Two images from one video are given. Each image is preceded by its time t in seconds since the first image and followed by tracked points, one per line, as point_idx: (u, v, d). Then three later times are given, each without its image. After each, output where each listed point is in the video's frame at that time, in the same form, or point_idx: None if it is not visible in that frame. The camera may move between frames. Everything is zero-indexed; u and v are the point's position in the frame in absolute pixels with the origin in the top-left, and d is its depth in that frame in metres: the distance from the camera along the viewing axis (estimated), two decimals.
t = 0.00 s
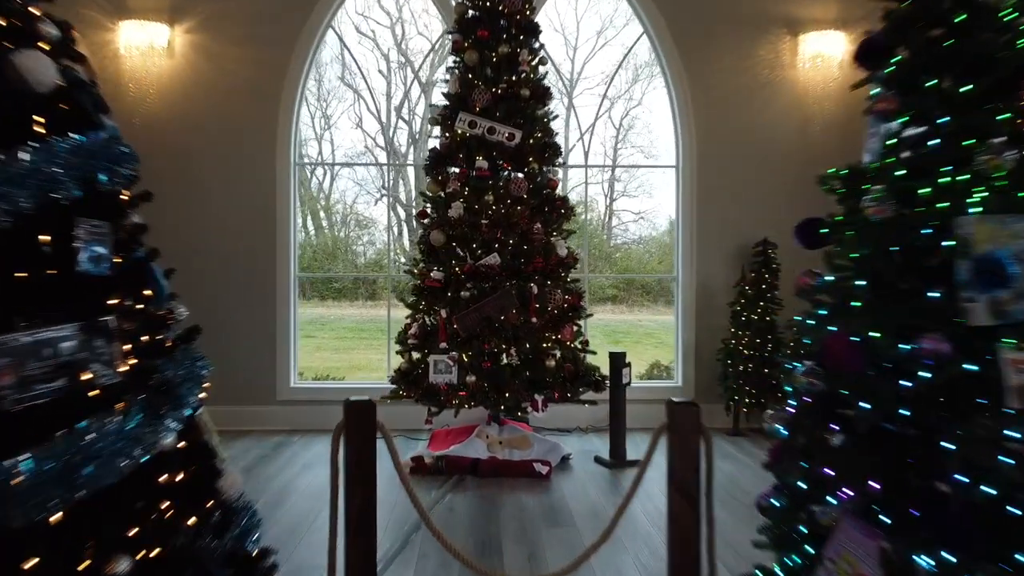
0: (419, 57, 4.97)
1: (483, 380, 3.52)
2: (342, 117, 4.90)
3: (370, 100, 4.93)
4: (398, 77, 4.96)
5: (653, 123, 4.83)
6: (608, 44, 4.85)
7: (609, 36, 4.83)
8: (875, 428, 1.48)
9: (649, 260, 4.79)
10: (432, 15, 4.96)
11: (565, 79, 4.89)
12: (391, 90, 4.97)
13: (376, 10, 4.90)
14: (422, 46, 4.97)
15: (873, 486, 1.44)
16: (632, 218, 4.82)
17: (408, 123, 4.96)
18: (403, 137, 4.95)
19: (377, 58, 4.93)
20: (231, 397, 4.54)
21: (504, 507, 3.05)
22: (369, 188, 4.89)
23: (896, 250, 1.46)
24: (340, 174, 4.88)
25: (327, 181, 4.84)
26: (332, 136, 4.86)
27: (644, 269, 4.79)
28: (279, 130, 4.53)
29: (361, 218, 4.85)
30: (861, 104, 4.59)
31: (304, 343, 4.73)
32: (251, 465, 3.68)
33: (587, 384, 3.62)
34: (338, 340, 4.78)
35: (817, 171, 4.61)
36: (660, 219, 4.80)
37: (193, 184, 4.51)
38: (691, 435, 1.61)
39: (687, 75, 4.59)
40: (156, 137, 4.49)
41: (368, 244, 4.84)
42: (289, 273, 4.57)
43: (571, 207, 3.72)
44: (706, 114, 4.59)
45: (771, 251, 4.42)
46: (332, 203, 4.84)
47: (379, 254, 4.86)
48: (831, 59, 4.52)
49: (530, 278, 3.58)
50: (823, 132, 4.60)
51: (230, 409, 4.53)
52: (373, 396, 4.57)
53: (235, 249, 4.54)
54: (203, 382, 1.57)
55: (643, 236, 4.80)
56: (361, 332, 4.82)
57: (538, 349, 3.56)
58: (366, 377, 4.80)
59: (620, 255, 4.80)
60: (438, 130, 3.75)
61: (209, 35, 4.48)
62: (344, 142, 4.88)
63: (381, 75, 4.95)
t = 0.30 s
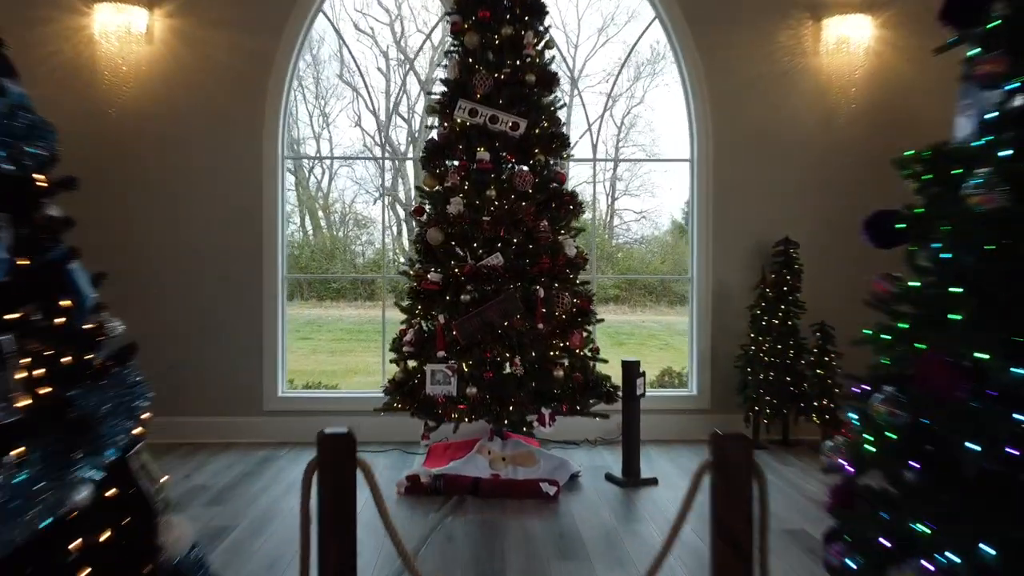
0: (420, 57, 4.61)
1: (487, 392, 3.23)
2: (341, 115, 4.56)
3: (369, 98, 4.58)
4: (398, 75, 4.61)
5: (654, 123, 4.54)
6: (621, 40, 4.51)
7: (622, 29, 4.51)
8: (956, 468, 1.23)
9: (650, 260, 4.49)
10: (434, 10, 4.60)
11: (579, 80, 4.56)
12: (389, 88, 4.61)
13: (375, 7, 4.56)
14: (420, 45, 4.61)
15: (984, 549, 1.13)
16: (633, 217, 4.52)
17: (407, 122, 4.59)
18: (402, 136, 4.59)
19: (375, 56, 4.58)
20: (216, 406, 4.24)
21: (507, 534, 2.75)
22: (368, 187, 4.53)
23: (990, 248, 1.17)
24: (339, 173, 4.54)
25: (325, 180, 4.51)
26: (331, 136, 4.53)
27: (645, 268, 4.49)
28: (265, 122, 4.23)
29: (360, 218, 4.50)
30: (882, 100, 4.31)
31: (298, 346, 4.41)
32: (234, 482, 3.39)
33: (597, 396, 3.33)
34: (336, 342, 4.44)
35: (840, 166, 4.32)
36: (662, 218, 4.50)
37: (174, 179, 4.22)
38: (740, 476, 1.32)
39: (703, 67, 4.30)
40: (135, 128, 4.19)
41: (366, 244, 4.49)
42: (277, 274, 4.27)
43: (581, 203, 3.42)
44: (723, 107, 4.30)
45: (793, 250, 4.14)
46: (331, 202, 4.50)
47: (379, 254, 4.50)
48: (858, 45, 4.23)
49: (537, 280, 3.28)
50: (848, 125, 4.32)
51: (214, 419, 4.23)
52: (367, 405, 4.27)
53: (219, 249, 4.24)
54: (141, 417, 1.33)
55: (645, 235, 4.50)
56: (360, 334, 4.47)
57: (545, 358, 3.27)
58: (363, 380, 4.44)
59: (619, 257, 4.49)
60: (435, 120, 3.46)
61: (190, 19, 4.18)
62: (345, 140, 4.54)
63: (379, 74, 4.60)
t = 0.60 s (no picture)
0: (420, 53, 4.37)
1: (488, 401, 3.01)
2: (340, 113, 4.31)
3: (368, 97, 4.33)
4: (398, 73, 4.36)
5: (656, 121, 4.29)
6: (630, 36, 4.27)
7: (632, 23, 4.27)
8: None
9: (652, 259, 4.26)
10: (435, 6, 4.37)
11: (588, 77, 4.29)
12: (390, 85, 4.36)
13: (374, 3, 4.33)
14: (421, 42, 4.37)
15: None
16: (633, 216, 4.27)
17: (407, 121, 4.34)
18: (402, 136, 4.34)
19: (373, 54, 4.34)
20: (202, 413, 4.02)
21: (512, 558, 2.53)
22: (368, 186, 4.27)
23: None
24: (339, 172, 4.28)
25: (325, 178, 4.26)
26: (330, 135, 4.28)
27: (646, 268, 4.26)
28: (253, 115, 4.02)
29: (358, 217, 4.26)
30: (905, 90, 4.10)
31: (296, 346, 4.18)
32: (217, 497, 3.17)
33: (606, 405, 3.11)
34: (332, 344, 4.20)
35: (860, 160, 4.10)
36: (665, 216, 4.27)
37: (158, 173, 4.01)
38: (794, 516, 1.11)
39: (717, 58, 4.08)
40: (116, 120, 3.98)
41: (366, 243, 4.24)
42: (266, 274, 4.06)
43: (588, 199, 3.20)
44: (737, 100, 4.08)
45: (811, 249, 3.93)
46: (329, 202, 4.24)
47: (377, 254, 4.25)
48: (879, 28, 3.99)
49: (543, 281, 3.06)
50: (869, 117, 4.10)
51: (200, 428, 4.01)
52: (363, 413, 4.05)
53: (205, 247, 4.03)
54: (65, 453, 1.56)
55: (646, 234, 4.27)
56: (357, 334, 4.22)
57: (550, 364, 3.05)
58: (364, 382, 4.21)
59: (620, 257, 4.26)
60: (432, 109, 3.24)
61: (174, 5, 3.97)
62: (344, 137, 4.29)
63: (378, 73, 4.35)
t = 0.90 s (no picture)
0: (420, 52, 4.15)
1: (492, 408, 2.86)
2: (339, 111, 4.11)
3: (368, 95, 4.13)
4: (398, 71, 4.14)
5: (658, 120, 4.10)
6: (639, 31, 4.08)
7: (642, 17, 4.08)
8: None
9: (653, 259, 4.09)
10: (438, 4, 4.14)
11: (597, 75, 4.11)
12: (390, 85, 4.14)
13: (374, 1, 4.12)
14: (422, 42, 4.16)
15: None
16: (635, 216, 4.09)
17: (407, 120, 4.14)
18: (402, 136, 4.12)
19: (373, 52, 4.12)
20: (192, 419, 3.88)
21: None
22: (367, 185, 4.09)
23: None
24: (338, 171, 4.11)
25: (324, 178, 4.09)
26: (330, 135, 4.10)
27: (648, 268, 4.10)
28: (245, 109, 3.88)
29: (358, 218, 4.09)
30: (923, 83, 3.96)
31: (294, 347, 4.03)
32: (206, 509, 3.02)
33: (614, 412, 2.96)
34: (331, 345, 4.05)
35: (876, 156, 3.96)
36: (666, 216, 4.09)
37: (147, 170, 3.86)
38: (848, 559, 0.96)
39: (728, 52, 3.94)
40: (103, 113, 3.83)
41: (366, 243, 4.08)
42: (259, 275, 3.91)
43: (595, 196, 3.04)
44: (748, 95, 3.94)
45: (827, 248, 3.78)
46: (328, 201, 4.08)
47: (378, 253, 4.09)
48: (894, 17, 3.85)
49: (549, 282, 2.90)
50: (885, 112, 3.96)
51: (190, 434, 3.86)
52: (361, 419, 3.90)
53: (196, 246, 3.88)
54: None
55: (647, 234, 4.09)
56: (356, 335, 4.06)
57: (557, 371, 2.89)
58: (364, 385, 4.06)
59: (620, 256, 4.08)
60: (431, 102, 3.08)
61: None
62: (343, 136, 4.10)
63: (379, 73, 4.13)
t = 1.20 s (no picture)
0: (420, 52, 4.02)
1: (495, 416, 2.72)
2: (339, 111, 3.98)
3: (369, 95, 3.98)
4: (398, 73, 4.00)
5: (658, 121, 3.97)
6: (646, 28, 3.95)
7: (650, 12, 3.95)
8: None
9: (654, 260, 3.97)
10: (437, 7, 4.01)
11: (604, 74, 3.96)
12: (391, 85, 4.00)
13: None
14: (422, 43, 4.02)
15: None
16: (636, 216, 3.96)
17: (408, 120, 4.00)
18: (401, 136, 3.99)
19: (373, 53, 3.99)
20: (184, 426, 3.75)
21: None
22: (366, 186, 3.96)
23: None
24: (337, 171, 3.98)
25: (323, 178, 3.96)
26: (329, 135, 3.97)
27: (648, 269, 3.97)
28: (238, 106, 3.76)
29: (358, 219, 3.96)
30: (939, 79, 3.84)
31: (292, 349, 3.91)
32: (196, 522, 2.90)
33: (622, 421, 2.84)
34: (330, 347, 3.92)
35: (889, 155, 3.85)
36: (667, 216, 3.96)
37: (137, 168, 3.74)
38: None
39: (738, 47, 3.82)
40: (92, 109, 3.71)
41: (366, 244, 3.96)
42: (253, 276, 3.79)
43: (602, 195, 2.91)
44: (759, 91, 3.82)
45: (840, 249, 3.66)
46: (328, 201, 3.95)
47: (378, 254, 3.96)
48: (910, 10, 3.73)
49: (554, 284, 2.77)
50: (900, 109, 3.84)
51: (182, 442, 3.74)
52: (359, 425, 3.77)
53: (189, 247, 3.76)
54: None
55: (648, 235, 3.97)
56: (355, 337, 3.93)
57: (563, 378, 2.76)
58: (363, 388, 3.93)
59: (621, 257, 3.95)
60: (431, 96, 2.95)
61: None
62: (342, 136, 3.97)
63: (379, 74, 3.99)
